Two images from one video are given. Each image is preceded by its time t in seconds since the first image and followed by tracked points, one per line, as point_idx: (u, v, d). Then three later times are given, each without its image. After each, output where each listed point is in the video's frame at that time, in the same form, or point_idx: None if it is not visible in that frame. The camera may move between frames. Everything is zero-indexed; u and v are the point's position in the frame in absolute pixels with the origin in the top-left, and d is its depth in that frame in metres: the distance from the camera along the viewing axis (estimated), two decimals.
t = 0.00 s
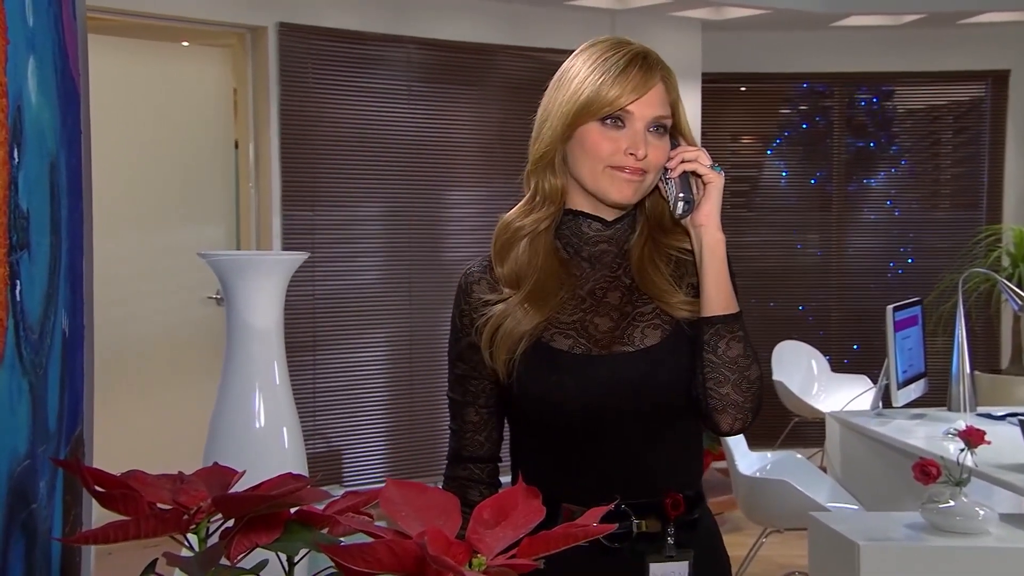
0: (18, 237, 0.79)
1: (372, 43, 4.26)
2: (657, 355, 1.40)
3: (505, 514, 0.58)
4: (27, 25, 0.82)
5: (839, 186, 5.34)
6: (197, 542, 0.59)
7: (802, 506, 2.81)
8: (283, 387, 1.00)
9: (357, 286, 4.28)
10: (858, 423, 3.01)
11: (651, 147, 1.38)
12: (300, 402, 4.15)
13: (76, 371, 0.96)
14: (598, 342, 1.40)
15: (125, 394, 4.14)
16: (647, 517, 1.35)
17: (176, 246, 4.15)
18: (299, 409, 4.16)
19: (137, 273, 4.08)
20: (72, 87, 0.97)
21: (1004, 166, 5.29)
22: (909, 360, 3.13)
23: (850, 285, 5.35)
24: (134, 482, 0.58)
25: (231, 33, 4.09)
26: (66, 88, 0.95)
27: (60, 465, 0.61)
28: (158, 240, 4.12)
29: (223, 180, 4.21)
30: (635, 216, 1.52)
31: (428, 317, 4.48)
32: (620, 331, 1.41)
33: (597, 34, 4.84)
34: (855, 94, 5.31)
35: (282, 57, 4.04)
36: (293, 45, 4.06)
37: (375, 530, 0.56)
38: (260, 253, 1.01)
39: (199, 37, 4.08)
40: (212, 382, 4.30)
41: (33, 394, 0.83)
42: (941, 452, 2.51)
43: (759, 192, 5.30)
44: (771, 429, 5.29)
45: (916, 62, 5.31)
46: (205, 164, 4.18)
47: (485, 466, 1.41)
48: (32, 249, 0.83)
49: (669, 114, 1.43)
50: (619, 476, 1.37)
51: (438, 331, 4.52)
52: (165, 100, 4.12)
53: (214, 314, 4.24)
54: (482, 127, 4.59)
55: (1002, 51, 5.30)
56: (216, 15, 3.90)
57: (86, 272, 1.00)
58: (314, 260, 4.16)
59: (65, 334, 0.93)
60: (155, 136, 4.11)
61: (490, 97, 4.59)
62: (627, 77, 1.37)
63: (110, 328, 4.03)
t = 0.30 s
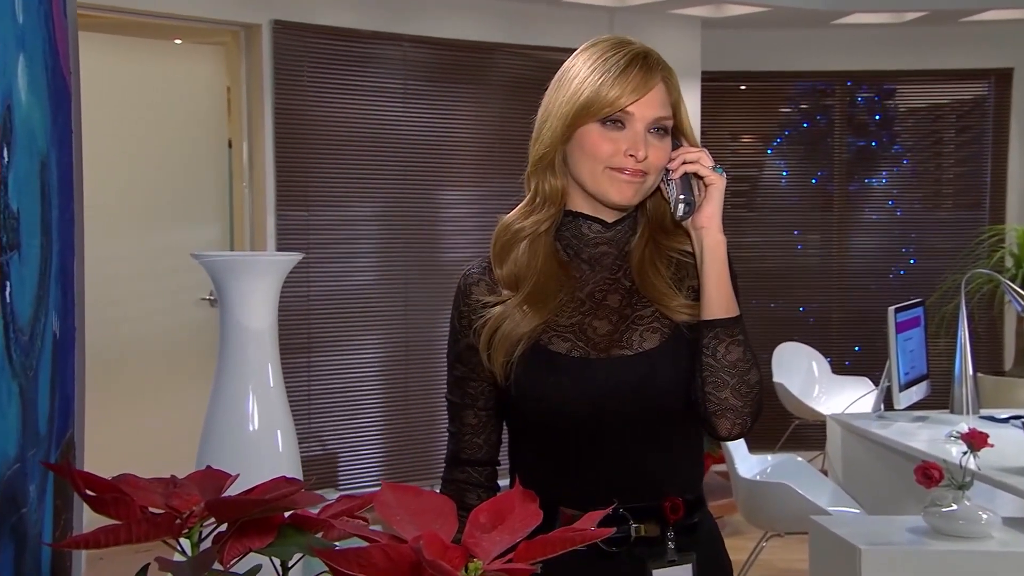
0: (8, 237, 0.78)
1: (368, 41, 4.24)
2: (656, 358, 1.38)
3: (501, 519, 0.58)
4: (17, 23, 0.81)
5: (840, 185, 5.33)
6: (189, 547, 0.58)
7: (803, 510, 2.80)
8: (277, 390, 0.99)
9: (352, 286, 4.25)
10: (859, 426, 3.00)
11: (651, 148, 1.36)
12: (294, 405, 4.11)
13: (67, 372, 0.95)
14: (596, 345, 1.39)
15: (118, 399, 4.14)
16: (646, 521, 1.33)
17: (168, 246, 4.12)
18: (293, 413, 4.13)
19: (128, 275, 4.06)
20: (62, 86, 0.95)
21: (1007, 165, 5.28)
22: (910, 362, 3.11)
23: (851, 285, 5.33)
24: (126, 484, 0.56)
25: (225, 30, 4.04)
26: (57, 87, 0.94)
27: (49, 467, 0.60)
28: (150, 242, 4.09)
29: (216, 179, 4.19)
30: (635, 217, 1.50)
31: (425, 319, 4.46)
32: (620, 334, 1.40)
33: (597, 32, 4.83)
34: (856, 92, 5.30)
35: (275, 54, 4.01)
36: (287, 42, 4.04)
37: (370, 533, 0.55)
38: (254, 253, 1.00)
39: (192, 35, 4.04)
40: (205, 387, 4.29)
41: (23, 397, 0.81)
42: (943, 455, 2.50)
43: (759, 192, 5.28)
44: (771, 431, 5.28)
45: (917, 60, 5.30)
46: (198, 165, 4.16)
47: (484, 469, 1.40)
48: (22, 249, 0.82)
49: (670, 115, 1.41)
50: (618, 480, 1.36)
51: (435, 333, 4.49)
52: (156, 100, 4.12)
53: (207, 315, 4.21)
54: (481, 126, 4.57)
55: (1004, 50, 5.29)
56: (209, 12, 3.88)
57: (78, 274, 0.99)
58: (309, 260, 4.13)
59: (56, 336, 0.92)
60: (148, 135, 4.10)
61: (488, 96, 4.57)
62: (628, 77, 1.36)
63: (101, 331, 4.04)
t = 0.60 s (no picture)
0: None
1: (362, 40, 4.22)
2: (657, 366, 1.36)
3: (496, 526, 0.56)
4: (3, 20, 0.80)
5: (839, 186, 5.32)
6: (180, 553, 0.57)
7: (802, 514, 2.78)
8: (268, 394, 0.97)
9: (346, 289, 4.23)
10: (859, 430, 2.98)
11: (645, 145, 1.35)
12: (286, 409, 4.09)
13: (55, 376, 0.93)
14: (595, 349, 1.38)
15: (107, 402, 4.11)
16: (644, 527, 1.32)
17: (159, 245, 4.13)
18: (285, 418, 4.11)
19: (118, 277, 4.06)
20: (50, 85, 0.94)
21: (1009, 166, 5.27)
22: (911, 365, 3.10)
23: (851, 287, 5.32)
24: (114, 490, 0.56)
25: (216, 29, 4.01)
26: (45, 86, 0.92)
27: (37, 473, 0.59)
28: (141, 243, 4.10)
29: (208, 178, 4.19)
30: (632, 218, 1.49)
31: (419, 323, 4.42)
32: (620, 338, 1.39)
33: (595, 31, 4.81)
34: (856, 92, 5.29)
35: (267, 54, 3.98)
36: (280, 41, 4.01)
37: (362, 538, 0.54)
38: (245, 256, 0.99)
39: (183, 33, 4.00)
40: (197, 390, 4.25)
41: (10, 400, 0.80)
42: (945, 459, 2.49)
43: (758, 192, 5.28)
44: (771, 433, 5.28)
45: (918, 60, 5.29)
46: (190, 164, 4.17)
47: (479, 474, 1.39)
48: (9, 250, 0.80)
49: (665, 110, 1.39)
50: (617, 485, 1.34)
51: (430, 335, 4.46)
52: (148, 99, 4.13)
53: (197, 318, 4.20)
54: (478, 127, 4.55)
55: (1005, 49, 5.28)
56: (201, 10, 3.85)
57: (66, 276, 0.98)
58: (302, 261, 4.11)
59: (44, 340, 0.90)
60: (141, 134, 4.11)
61: (485, 95, 4.55)
62: (617, 70, 1.34)
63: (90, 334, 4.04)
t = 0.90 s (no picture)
0: None
1: (355, 41, 4.20)
2: (662, 371, 1.35)
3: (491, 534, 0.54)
4: None
5: (839, 188, 5.31)
6: (168, 563, 0.55)
7: (802, 522, 2.76)
8: (259, 400, 0.96)
9: (340, 292, 4.21)
10: (859, 436, 2.97)
11: (659, 157, 1.33)
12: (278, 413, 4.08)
13: (42, 382, 0.92)
14: (599, 352, 1.36)
15: (97, 404, 4.05)
16: (643, 533, 1.31)
17: (150, 248, 4.07)
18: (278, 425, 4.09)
19: (108, 277, 4.00)
20: (36, 85, 0.92)
21: (1012, 168, 5.26)
22: (914, 370, 3.10)
23: (851, 291, 5.31)
24: (102, 498, 0.53)
25: (207, 29, 4.02)
26: (30, 86, 0.91)
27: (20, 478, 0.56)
28: (132, 244, 4.05)
29: (199, 182, 4.14)
30: (635, 221, 1.49)
31: (413, 327, 4.40)
32: (624, 342, 1.37)
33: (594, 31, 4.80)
34: (856, 92, 5.28)
35: (258, 52, 3.97)
36: (271, 40, 4.00)
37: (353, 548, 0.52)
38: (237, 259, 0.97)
39: (173, 33, 4.01)
40: (187, 397, 4.20)
41: None
42: (946, 465, 2.48)
43: (757, 194, 5.27)
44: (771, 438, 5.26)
45: (918, 60, 5.28)
46: (179, 167, 4.10)
47: (473, 479, 1.38)
48: None
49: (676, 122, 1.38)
50: (618, 489, 1.33)
51: (424, 339, 4.44)
52: (136, 100, 4.05)
53: (189, 322, 4.16)
54: (475, 128, 4.53)
55: (1006, 49, 5.26)
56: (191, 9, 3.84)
57: (53, 279, 0.96)
58: (294, 265, 4.09)
59: (31, 345, 0.89)
60: (133, 134, 4.05)
61: (481, 96, 4.53)
62: (637, 83, 1.33)
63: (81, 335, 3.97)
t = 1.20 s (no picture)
0: None
1: (348, 42, 4.17)
2: (662, 376, 1.33)
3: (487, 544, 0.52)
4: None
5: (839, 192, 5.30)
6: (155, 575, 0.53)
7: (802, 532, 2.74)
8: (250, 406, 0.95)
9: (330, 298, 4.19)
10: (861, 445, 2.95)
11: (659, 162, 1.32)
12: (270, 422, 4.06)
13: (29, 392, 0.90)
14: (598, 358, 1.34)
15: (85, 412, 4.05)
16: (643, 542, 1.30)
17: (135, 257, 4.06)
18: (269, 433, 4.08)
19: (96, 284, 4.00)
20: (24, 90, 0.91)
21: (1014, 172, 5.24)
22: (914, 377, 3.08)
23: (851, 296, 5.30)
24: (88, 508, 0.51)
25: (196, 29, 3.96)
26: (17, 91, 0.89)
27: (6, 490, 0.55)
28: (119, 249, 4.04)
29: (187, 187, 4.09)
30: (636, 227, 1.48)
31: (407, 334, 4.38)
32: (624, 348, 1.35)
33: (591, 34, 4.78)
34: (856, 94, 5.26)
35: (249, 53, 3.95)
36: (262, 42, 3.97)
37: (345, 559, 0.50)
38: (227, 265, 0.97)
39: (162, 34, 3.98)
40: (172, 407, 4.19)
41: None
42: (947, 474, 2.47)
43: (756, 199, 5.27)
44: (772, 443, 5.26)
45: (918, 63, 5.26)
46: (167, 173, 4.08)
47: (467, 487, 1.36)
48: None
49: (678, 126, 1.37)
50: (616, 497, 1.31)
51: (419, 345, 4.42)
52: (123, 106, 4.04)
53: (177, 327, 4.12)
54: (471, 131, 4.51)
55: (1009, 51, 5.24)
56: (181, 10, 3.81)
57: (40, 286, 0.95)
58: (285, 271, 4.08)
59: (17, 353, 0.87)
60: (123, 139, 4.04)
61: (475, 98, 4.51)
62: (639, 86, 1.32)
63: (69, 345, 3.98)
